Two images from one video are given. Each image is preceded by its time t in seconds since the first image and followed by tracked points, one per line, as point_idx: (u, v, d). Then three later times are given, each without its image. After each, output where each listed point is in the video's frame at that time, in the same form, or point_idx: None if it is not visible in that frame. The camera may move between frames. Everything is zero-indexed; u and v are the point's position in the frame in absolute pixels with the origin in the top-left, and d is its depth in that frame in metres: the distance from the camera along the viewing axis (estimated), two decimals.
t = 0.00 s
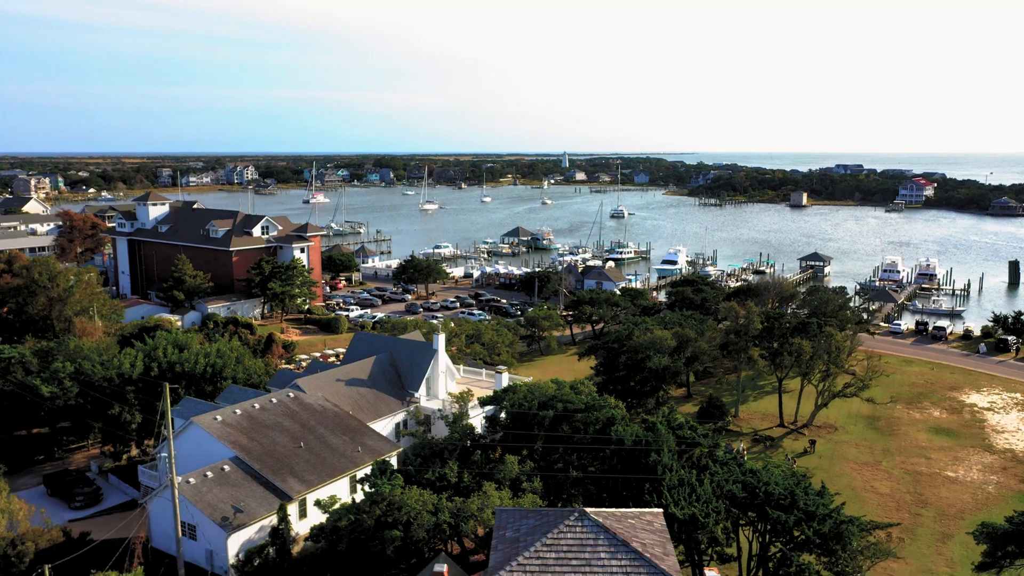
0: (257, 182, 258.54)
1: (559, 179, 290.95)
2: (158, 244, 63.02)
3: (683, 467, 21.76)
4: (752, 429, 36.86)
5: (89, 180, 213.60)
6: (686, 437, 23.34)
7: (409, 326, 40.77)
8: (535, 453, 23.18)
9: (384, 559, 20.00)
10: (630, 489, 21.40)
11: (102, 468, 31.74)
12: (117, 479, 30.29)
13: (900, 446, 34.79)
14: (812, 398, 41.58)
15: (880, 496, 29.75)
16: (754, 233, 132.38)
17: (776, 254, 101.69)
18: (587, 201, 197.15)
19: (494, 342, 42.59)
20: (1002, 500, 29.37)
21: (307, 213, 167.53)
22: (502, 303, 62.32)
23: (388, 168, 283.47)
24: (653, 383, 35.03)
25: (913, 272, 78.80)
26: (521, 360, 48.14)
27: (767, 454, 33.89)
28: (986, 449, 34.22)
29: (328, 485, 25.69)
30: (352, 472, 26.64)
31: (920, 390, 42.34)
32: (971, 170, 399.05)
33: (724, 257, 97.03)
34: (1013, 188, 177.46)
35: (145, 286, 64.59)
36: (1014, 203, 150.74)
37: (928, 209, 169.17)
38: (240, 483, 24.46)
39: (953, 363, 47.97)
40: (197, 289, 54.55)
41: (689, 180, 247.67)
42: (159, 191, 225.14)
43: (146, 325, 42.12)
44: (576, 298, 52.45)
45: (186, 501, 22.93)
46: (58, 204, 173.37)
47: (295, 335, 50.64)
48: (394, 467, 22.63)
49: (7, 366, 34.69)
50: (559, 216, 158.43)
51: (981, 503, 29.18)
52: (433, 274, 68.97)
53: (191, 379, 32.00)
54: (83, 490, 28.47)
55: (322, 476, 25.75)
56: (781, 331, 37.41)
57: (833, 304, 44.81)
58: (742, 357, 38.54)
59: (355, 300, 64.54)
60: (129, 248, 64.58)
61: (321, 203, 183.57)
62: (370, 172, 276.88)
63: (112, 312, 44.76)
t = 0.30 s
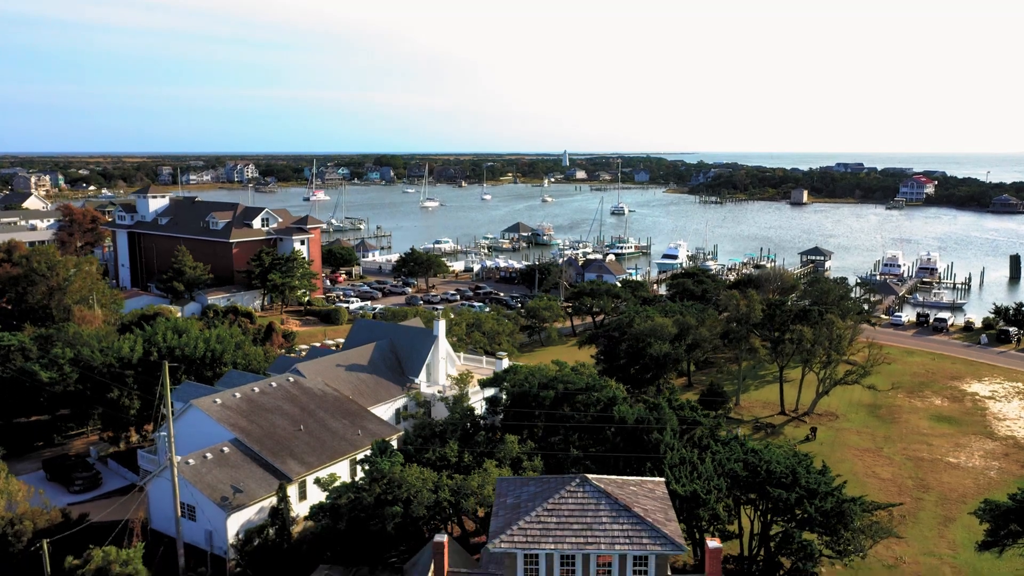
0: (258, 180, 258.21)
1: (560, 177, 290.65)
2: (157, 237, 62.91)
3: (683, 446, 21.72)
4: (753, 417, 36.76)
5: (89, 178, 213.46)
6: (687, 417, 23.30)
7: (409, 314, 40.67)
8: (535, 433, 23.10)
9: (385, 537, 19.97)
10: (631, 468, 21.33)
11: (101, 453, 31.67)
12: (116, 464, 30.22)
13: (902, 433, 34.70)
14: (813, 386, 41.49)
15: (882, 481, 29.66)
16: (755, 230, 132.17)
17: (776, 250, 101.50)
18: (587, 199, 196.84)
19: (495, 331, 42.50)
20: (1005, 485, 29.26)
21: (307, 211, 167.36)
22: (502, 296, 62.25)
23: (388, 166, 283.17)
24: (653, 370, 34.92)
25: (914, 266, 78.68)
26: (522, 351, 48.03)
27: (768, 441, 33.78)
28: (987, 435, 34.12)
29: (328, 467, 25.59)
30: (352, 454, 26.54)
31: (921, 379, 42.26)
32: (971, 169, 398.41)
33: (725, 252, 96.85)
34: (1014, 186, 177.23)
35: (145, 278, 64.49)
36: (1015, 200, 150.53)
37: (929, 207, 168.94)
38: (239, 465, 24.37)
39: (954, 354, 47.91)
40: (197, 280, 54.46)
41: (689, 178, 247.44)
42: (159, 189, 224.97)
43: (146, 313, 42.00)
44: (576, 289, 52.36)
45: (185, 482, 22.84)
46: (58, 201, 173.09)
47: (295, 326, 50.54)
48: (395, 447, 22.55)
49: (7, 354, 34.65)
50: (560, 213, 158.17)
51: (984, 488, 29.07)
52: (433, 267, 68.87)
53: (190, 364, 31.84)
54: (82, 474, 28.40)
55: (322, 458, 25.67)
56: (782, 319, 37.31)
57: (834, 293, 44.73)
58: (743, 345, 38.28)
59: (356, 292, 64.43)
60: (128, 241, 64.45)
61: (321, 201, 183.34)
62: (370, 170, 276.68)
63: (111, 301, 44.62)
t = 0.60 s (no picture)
0: (257, 177, 257.87)
1: (560, 176, 290.58)
2: (157, 229, 62.90)
3: (684, 424, 21.64)
4: (754, 403, 36.71)
5: (90, 175, 213.42)
6: (689, 396, 23.30)
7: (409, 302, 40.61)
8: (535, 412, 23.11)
9: (385, 513, 19.95)
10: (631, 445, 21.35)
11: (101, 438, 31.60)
12: (115, 448, 30.12)
13: (903, 419, 34.63)
14: (814, 375, 41.42)
15: (883, 464, 29.59)
16: (755, 226, 131.99)
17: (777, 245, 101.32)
18: (588, 197, 196.62)
19: (495, 319, 42.46)
20: (1007, 469, 29.17)
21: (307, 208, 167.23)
22: (502, 288, 62.15)
23: (388, 164, 282.93)
24: (654, 356, 34.88)
25: (915, 260, 78.56)
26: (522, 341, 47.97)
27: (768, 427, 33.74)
28: (989, 421, 34.02)
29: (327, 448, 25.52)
30: (352, 436, 26.46)
31: (922, 368, 42.16)
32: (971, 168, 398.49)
33: (725, 247, 96.72)
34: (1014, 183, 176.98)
35: (145, 271, 64.51)
36: (1016, 197, 150.27)
37: (930, 204, 168.68)
38: (238, 445, 24.32)
39: (955, 344, 47.80)
40: (196, 271, 54.44)
41: (690, 176, 247.36)
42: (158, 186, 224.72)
43: (145, 301, 41.91)
44: (577, 280, 52.32)
45: (184, 460, 22.79)
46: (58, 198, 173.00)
47: (295, 316, 50.47)
48: (395, 425, 22.49)
49: (7, 340, 34.77)
50: (560, 210, 157.94)
51: (985, 472, 28.98)
52: (433, 260, 68.80)
53: (190, 348, 31.60)
54: (80, 456, 28.29)
55: (321, 439, 25.59)
56: (783, 305, 37.19)
57: (835, 282, 44.62)
58: (743, 332, 38.24)
59: (356, 284, 64.38)
60: (128, 233, 64.43)
61: (320, 198, 183.12)
62: (370, 168, 276.48)
63: (111, 290, 44.53)
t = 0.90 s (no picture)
0: (257, 176, 257.39)
1: (560, 174, 290.34)
2: (157, 220, 62.79)
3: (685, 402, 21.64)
4: (755, 390, 36.63)
5: (90, 173, 213.24)
6: (691, 374, 23.29)
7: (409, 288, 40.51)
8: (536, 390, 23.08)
9: (384, 488, 19.89)
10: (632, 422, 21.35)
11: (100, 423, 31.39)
12: (114, 432, 30.03)
13: (904, 405, 34.55)
14: (815, 362, 41.35)
15: (884, 448, 29.50)
16: (756, 222, 131.78)
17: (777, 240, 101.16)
18: (588, 194, 196.47)
19: (495, 307, 42.38)
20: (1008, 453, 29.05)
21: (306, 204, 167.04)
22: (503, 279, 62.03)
23: (388, 162, 282.67)
24: (655, 341, 34.80)
25: (915, 254, 78.44)
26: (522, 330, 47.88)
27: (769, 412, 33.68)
28: (990, 407, 33.93)
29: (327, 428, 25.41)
30: (351, 417, 26.36)
31: (924, 356, 42.05)
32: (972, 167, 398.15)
33: (726, 242, 96.59)
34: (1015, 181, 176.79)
35: (145, 262, 64.39)
36: (1016, 194, 150.02)
37: (930, 201, 168.43)
38: (237, 424, 24.23)
39: (956, 334, 47.69)
40: (196, 261, 54.36)
41: (690, 174, 247.27)
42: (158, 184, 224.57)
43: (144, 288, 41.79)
44: (577, 270, 52.25)
45: (182, 438, 22.70)
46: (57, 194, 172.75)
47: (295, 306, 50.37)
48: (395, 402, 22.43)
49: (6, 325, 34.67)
50: (560, 207, 157.68)
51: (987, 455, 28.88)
52: (433, 252, 68.72)
53: (189, 332, 31.45)
54: (79, 438, 28.21)
55: (321, 420, 25.48)
56: (785, 291, 37.00)
57: (837, 270, 44.47)
58: (744, 319, 38.14)
59: (356, 276, 64.31)
60: (128, 224, 64.31)
61: (320, 195, 182.88)
62: (370, 166, 276.03)
63: (110, 278, 44.40)
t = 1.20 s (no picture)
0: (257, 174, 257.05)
1: (560, 173, 290.09)
2: (157, 212, 62.65)
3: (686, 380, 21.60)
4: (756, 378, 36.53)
5: (89, 171, 212.98)
6: (692, 354, 23.26)
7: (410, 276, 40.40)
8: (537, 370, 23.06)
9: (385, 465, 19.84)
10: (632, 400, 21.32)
11: (99, 410, 31.30)
12: (114, 416, 29.96)
13: (906, 392, 34.47)
14: (816, 351, 41.28)
15: (886, 433, 29.40)
16: (756, 219, 131.51)
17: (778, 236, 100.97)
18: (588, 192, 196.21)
19: (496, 296, 42.31)
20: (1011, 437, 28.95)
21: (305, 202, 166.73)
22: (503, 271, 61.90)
23: (388, 161, 282.37)
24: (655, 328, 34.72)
25: (916, 249, 78.34)
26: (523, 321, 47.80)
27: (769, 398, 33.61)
28: (992, 393, 33.84)
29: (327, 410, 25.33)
30: (351, 399, 26.28)
31: (926, 345, 41.93)
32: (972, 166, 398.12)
33: (726, 237, 96.46)
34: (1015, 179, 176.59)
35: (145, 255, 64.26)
36: (1017, 191, 149.83)
37: (931, 199, 168.15)
38: (237, 405, 24.16)
39: (957, 324, 47.57)
40: (196, 253, 54.28)
41: (690, 173, 247.09)
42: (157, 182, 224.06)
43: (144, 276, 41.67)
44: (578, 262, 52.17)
45: (182, 418, 22.64)
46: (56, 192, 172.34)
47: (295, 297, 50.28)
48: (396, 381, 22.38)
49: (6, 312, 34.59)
50: (560, 204, 157.32)
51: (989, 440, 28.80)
52: (433, 245, 68.62)
53: (189, 316, 31.31)
54: (78, 422, 28.16)
55: (321, 401, 25.41)
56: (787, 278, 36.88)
57: (838, 259, 44.30)
58: (746, 307, 38.02)
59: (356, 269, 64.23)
60: (128, 217, 64.16)
61: (320, 193, 182.60)
62: (370, 165, 275.82)
63: (110, 268, 44.28)
